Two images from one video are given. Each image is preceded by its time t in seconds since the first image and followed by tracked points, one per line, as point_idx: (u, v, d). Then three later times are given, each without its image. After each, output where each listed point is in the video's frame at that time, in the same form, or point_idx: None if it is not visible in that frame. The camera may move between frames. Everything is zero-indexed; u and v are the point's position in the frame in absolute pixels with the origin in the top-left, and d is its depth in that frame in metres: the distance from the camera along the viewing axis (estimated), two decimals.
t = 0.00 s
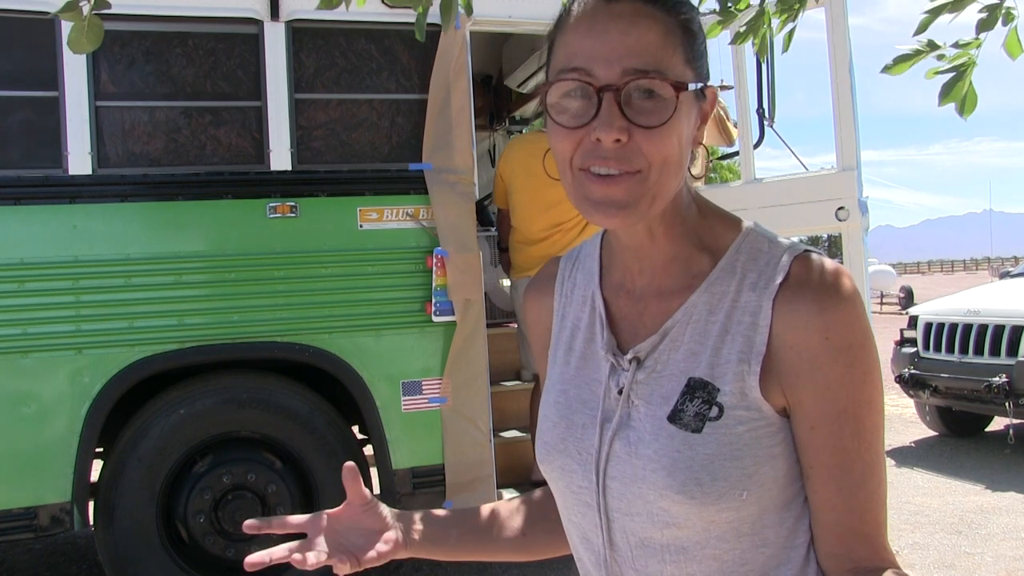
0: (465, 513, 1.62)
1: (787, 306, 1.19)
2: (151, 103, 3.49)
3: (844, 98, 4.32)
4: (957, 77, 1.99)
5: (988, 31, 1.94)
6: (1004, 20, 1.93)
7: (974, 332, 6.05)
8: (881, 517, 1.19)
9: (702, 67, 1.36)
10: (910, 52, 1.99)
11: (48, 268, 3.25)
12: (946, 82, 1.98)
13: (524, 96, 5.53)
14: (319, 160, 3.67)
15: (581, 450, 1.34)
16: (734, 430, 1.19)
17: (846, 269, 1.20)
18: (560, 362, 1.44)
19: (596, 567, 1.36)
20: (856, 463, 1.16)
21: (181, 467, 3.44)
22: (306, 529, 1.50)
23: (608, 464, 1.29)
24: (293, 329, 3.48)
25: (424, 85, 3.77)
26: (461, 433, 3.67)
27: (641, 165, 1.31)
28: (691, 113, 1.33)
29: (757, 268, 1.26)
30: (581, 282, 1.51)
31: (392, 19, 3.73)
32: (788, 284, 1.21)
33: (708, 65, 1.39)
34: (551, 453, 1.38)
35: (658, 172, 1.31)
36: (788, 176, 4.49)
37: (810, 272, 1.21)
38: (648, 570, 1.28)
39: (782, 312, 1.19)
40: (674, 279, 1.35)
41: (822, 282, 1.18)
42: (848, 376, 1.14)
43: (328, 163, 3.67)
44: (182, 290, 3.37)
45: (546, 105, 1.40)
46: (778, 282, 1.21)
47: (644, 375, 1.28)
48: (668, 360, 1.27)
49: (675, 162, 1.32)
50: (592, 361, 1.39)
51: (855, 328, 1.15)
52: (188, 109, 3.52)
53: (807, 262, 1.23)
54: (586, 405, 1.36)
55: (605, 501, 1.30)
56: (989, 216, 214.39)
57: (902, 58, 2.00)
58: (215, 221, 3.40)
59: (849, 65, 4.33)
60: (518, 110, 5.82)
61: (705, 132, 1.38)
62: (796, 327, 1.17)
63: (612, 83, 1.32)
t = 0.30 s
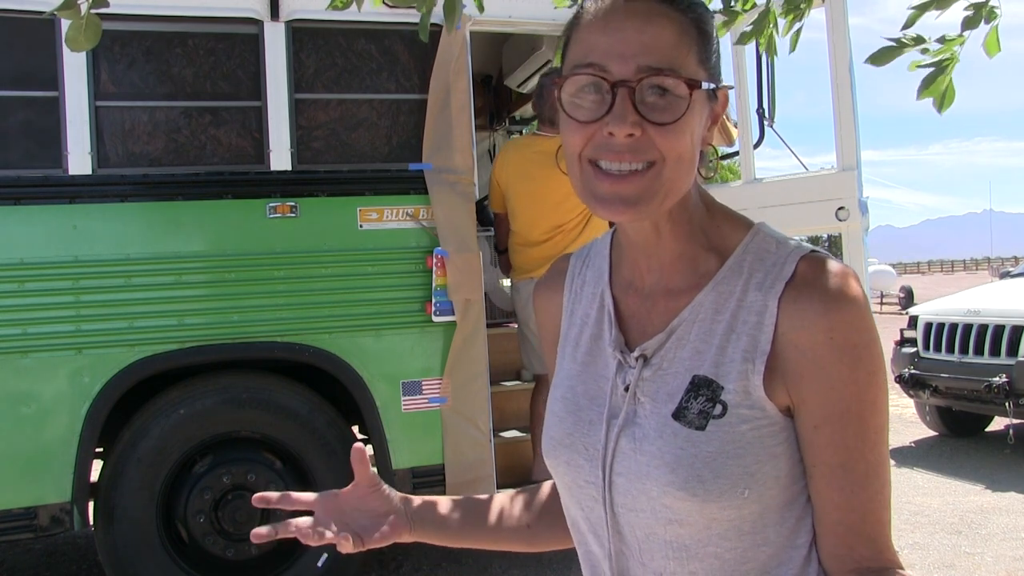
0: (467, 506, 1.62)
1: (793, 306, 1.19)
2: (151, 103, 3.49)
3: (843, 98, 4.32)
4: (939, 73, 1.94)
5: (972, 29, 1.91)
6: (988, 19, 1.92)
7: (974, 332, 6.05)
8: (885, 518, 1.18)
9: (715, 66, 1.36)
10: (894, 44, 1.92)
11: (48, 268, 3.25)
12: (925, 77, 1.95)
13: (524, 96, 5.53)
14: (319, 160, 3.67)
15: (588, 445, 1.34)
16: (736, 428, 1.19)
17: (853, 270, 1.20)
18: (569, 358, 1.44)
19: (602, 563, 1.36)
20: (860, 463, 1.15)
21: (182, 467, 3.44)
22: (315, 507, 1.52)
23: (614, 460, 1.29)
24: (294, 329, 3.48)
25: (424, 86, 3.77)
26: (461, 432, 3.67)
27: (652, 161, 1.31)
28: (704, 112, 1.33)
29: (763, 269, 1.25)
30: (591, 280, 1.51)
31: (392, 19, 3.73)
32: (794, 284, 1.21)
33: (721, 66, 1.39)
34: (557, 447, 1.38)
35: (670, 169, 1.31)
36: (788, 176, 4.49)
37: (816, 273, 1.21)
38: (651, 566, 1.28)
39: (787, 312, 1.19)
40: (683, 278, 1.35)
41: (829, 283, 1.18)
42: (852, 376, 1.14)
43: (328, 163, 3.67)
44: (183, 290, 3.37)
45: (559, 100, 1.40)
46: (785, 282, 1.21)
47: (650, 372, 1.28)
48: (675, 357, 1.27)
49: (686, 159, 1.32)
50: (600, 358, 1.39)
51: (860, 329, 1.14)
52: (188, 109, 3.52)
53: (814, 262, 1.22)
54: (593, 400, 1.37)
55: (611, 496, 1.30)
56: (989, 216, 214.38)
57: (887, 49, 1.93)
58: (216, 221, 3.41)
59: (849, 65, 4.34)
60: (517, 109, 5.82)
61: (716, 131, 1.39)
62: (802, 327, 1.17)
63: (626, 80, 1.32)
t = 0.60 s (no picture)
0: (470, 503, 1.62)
1: (791, 306, 1.19)
2: (151, 103, 3.49)
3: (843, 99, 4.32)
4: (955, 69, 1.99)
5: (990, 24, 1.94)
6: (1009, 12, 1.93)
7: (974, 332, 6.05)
8: (886, 515, 1.19)
9: (718, 71, 1.36)
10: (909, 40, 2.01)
11: (48, 267, 3.25)
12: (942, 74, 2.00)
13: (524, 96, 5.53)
14: (319, 159, 3.67)
15: (590, 448, 1.34)
16: (736, 428, 1.19)
17: (851, 269, 1.20)
18: (570, 360, 1.44)
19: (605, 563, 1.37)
20: (861, 462, 1.15)
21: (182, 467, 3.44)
22: (325, 478, 1.53)
23: (616, 462, 1.29)
24: (294, 329, 3.48)
25: (424, 86, 3.77)
26: (461, 432, 3.67)
27: (650, 166, 1.31)
28: (704, 117, 1.33)
29: (762, 268, 1.25)
30: (592, 281, 1.51)
31: (392, 19, 3.73)
32: (792, 285, 1.20)
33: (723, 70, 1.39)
34: (560, 449, 1.38)
35: (667, 174, 1.31)
36: (788, 176, 4.48)
37: (813, 272, 1.21)
38: (654, 567, 1.28)
39: (785, 312, 1.19)
40: (682, 280, 1.35)
41: (826, 283, 1.18)
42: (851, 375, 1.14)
43: (328, 163, 3.67)
44: (183, 289, 3.37)
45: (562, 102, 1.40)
46: (782, 283, 1.21)
47: (651, 374, 1.28)
48: (675, 359, 1.27)
49: (684, 164, 1.32)
50: (601, 360, 1.39)
51: (858, 327, 1.15)
52: (188, 109, 3.52)
53: (811, 262, 1.22)
54: (595, 403, 1.36)
55: (612, 498, 1.30)
56: (989, 216, 214.41)
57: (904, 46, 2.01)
58: (216, 221, 3.41)
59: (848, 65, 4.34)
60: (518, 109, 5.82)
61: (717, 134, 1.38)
62: (800, 327, 1.17)
63: (627, 84, 1.32)
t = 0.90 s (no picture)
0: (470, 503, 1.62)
1: (796, 309, 1.18)
2: (151, 103, 3.49)
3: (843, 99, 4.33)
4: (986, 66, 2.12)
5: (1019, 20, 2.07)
6: None
7: (974, 332, 6.05)
8: (892, 515, 1.19)
9: (716, 77, 1.35)
10: (941, 38, 2.11)
11: (48, 268, 3.25)
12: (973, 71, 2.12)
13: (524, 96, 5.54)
14: (319, 160, 3.67)
15: (594, 454, 1.34)
16: (744, 435, 1.19)
17: (855, 271, 1.20)
18: (571, 365, 1.44)
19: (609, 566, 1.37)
20: (867, 464, 1.15)
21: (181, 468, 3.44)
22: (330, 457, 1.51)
23: (620, 469, 1.29)
24: (294, 329, 3.48)
25: (424, 86, 3.77)
26: (461, 433, 3.67)
27: (652, 182, 1.31)
28: (705, 129, 1.33)
29: (766, 271, 1.25)
30: (591, 284, 1.50)
31: (392, 19, 3.73)
32: (796, 289, 1.20)
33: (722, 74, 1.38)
34: (565, 456, 1.38)
35: (670, 190, 1.31)
36: (789, 176, 4.48)
37: (817, 275, 1.20)
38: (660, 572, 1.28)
39: (790, 317, 1.19)
40: (684, 285, 1.35)
41: (830, 285, 1.18)
42: (856, 379, 1.14)
43: (328, 163, 3.67)
44: (183, 290, 3.37)
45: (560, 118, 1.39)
46: (787, 287, 1.21)
47: (655, 381, 1.28)
48: (679, 365, 1.27)
49: (686, 178, 1.32)
50: (603, 365, 1.39)
51: (863, 330, 1.14)
52: (188, 109, 3.52)
53: (815, 264, 1.22)
54: (598, 409, 1.36)
55: (617, 504, 1.30)
56: (989, 216, 214.42)
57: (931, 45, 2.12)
58: (216, 222, 3.40)
59: (848, 65, 4.35)
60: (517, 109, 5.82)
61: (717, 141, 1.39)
62: (805, 331, 1.17)
63: (627, 101, 1.32)
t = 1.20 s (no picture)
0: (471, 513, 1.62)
1: (803, 314, 1.18)
2: (151, 102, 3.49)
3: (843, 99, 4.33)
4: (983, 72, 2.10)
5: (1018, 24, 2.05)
6: None
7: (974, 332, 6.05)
8: (897, 518, 1.19)
9: (715, 70, 1.35)
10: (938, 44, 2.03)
11: (49, 268, 3.25)
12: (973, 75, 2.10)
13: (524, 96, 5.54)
14: (319, 159, 3.67)
15: (598, 457, 1.33)
16: (751, 439, 1.19)
17: (862, 275, 1.20)
18: (574, 367, 1.44)
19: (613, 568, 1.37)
20: (872, 468, 1.16)
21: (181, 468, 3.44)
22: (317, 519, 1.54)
23: (625, 472, 1.28)
24: (294, 329, 3.48)
25: (424, 86, 3.77)
26: (462, 433, 3.67)
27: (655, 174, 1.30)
28: (706, 121, 1.33)
29: (773, 275, 1.25)
30: (594, 286, 1.50)
31: (392, 19, 3.73)
32: (804, 292, 1.20)
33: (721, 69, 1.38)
34: (568, 459, 1.38)
35: (672, 182, 1.30)
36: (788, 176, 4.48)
37: (824, 279, 1.20)
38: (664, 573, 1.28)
39: (797, 321, 1.19)
40: (690, 287, 1.34)
41: (837, 290, 1.18)
42: (862, 384, 1.14)
43: (328, 163, 3.67)
44: (182, 289, 3.37)
45: (558, 115, 1.39)
46: (795, 291, 1.21)
47: (661, 384, 1.28)
48: (684, 368, 1.27)
49: (688, 170, 1.31)
50: (608, 366, 1.39)
51: (870, 335, 1.15)
52: (188, 109, 3.52)
53: (822, 268, 1.22)
54: (602, 412, 1.36)
55: (622, 508, 1.29)
56: (989, 216, 214.39)
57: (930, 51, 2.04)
58: (216, 222, 3.40)
59: (848, 66, 4.35)
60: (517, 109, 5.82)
61: (718, 137, 1.38)
62: (812, 336, 1.17)
63: (626, 93, 1.31)
